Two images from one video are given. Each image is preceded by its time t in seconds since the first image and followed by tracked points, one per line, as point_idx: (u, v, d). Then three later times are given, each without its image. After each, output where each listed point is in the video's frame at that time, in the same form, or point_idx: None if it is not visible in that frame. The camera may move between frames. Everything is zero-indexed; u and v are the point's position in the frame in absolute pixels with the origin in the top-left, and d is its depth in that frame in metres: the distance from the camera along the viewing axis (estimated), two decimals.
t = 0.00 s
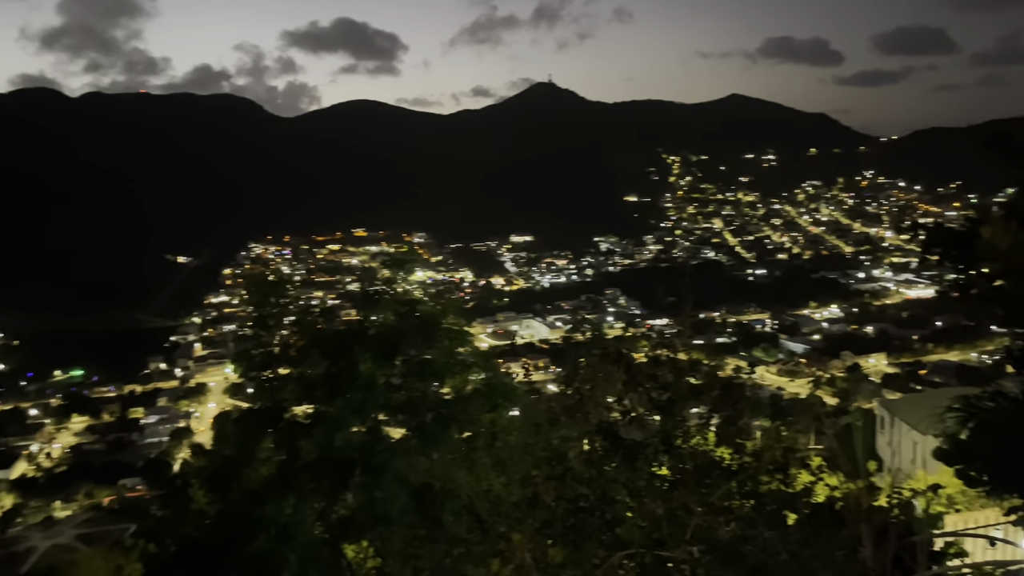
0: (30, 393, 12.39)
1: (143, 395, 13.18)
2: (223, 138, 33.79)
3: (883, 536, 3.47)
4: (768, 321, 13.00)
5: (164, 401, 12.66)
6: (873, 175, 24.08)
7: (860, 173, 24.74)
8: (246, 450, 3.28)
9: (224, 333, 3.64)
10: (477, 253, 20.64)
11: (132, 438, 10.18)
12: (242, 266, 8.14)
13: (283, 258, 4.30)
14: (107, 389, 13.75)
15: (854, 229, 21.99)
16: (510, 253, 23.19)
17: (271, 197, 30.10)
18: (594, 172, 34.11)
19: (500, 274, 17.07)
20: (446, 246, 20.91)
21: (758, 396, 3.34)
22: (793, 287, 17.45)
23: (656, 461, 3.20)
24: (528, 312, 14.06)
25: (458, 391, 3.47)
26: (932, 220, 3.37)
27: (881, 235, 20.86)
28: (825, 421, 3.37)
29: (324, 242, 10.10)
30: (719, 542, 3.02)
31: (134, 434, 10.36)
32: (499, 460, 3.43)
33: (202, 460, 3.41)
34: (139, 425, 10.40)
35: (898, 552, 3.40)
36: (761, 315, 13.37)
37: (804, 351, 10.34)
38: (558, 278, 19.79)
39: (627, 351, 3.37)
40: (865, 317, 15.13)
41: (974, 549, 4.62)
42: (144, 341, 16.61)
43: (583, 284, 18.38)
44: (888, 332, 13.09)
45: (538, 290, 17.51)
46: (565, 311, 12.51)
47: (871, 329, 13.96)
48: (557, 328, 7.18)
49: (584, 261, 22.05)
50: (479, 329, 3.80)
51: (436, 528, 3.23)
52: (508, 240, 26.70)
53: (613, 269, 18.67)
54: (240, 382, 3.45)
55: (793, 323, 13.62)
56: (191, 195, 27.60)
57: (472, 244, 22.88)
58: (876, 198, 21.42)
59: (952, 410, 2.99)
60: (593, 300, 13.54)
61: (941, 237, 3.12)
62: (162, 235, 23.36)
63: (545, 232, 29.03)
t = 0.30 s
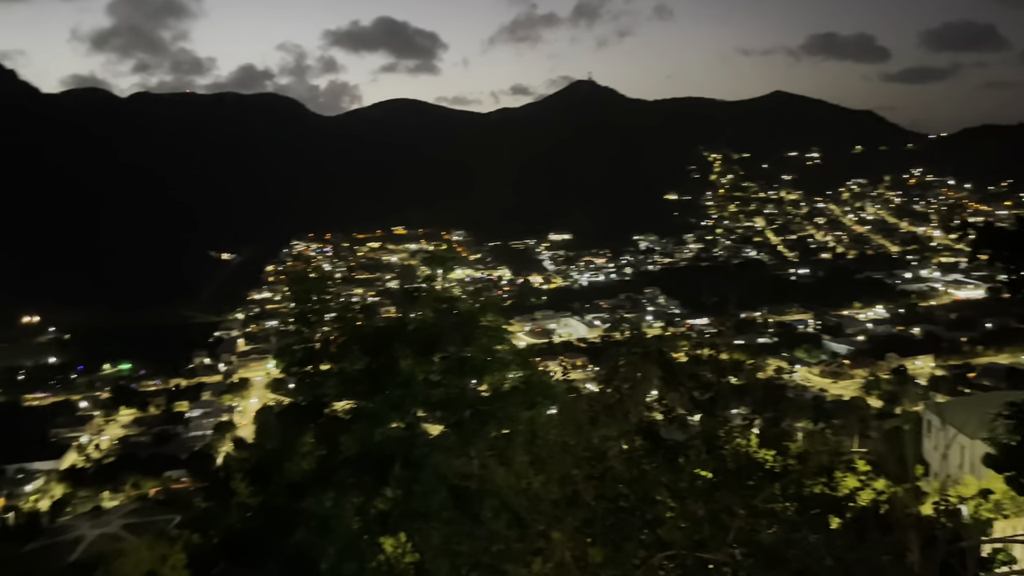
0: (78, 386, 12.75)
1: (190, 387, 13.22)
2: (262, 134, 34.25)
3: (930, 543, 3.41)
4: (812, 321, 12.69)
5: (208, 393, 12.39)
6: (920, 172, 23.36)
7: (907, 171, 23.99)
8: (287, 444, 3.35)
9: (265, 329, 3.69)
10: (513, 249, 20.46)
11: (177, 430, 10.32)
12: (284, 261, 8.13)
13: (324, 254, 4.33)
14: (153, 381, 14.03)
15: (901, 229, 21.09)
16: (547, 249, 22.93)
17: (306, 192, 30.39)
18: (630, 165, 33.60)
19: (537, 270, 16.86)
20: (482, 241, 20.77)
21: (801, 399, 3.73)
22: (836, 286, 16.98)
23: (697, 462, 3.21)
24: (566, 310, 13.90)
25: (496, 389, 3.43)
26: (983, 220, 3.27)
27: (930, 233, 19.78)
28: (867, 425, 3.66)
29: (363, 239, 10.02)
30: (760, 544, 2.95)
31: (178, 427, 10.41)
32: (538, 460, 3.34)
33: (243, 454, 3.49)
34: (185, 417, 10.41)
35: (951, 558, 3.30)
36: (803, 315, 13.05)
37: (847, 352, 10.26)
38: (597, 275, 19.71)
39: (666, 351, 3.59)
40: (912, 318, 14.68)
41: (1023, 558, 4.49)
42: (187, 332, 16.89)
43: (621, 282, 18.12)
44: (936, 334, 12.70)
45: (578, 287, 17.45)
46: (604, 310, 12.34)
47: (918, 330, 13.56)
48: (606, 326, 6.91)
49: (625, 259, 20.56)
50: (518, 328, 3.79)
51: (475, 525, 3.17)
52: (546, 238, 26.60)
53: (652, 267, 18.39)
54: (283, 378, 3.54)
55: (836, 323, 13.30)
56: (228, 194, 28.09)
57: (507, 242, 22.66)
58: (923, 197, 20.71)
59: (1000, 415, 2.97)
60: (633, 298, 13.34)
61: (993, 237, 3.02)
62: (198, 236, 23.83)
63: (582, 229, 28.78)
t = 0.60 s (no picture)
0: (128, 377, 13.28)
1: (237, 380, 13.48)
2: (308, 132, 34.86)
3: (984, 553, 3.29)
4: (860, 323, 12.36)
5: (253, 388, 12.47)
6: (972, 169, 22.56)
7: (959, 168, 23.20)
8: (329, 438, 3.39)
9: (309, 326, 3.76)
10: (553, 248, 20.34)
11: (223, 425, 10.50)
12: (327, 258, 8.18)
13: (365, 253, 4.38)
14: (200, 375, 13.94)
15: (953, 229, 20.86)
16: (587, 247, 22.55)
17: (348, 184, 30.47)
18: (671, 162, 33.17)
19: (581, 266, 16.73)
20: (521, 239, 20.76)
21: (840, 400, 3.96)
22: (884, 287, 16.54)
23: (741, 463, 3.28)
24: (607, 308, 13.79)
25: (536, 387, 3.38)
26: None
27: (982, 234, 19.38)
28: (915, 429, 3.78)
29: (405, 238, 10.04)
30: (808, 549, 3.08)
31: (224, 421, 10.59)
32: (579, 458, 3.29)
33: (287, 448, 3.54)
34: (231, 413, 10.71)
35: (998, 568, 3.26)
36: (849, 317, 12.78)
37: (895, 354, 10.23)
38: (640, 273, 19.63)
39: (705, 347, 3.73)
40: (964, 320, 14.17)
41: None
42: (232, 326, 17.26)
43: (663, 281, 17.89)
44: (992, 336, 12.25)
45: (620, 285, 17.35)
46: (646, 311, 12.20)
47: (972, 333, 13.08)
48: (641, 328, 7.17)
49: (665, 258, 21.06)
50: (557, 326, 3.77)
51: (513, 522, 3.15)
52: (586, 236, 26.54)
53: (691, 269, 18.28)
54: (324, 372, 3.56)
55: (885, 325, 12.94)
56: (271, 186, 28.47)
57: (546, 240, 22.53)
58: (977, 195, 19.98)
59: None
60: (675, 298, 13.14)
61: None
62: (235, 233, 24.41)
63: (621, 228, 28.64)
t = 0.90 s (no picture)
0: (178, 371, 13.62)
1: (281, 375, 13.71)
2: (346, 162, 36.32)
3: None
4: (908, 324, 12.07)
5: (296, 382, 12.66)
6: None
7: (1015, 165, 22.31)
8: (373, 434, 3.42)
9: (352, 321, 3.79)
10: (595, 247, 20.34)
11: (269, 419, 10.48)
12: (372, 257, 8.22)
13: (408, 250, 4.41)
14: (246, 369, 14.54)
15: (1008, 228, 20.50)
16: (630, 246, 23.01)
17: (385, 199, 31.32)
18: (714, 160, 32.84)
19: (624, 267, 16.69)
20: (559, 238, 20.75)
21: (898, 404, 3.72)
22: (935, 289, 16.09)
23: (792, 466, 3.26)
24: (650, 307, 13.69)
25: (578, 386, 3.38)
26: None
27: None
28: (972, 431, 3.53)
29: (449, 237, 10.04)
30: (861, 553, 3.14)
31: (269, 415, 10.74)
32: (623, 456, 3.25)
33: (330, 442, 3.59)
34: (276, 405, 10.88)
35: None
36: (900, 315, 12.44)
37: (948, 356, 10.16)
38: (684, 273, 19.79)
39: (755, 351, 3.59)
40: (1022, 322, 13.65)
41: None
42: (277, 328, 17.92)
43: (707, 280, 17.98)
44: None
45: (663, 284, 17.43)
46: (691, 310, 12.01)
47: None
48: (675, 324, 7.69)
49: (711, 257, 21.58)
50: (598, 324, 3.77)
51: (559, 520, 3.15)
52: (629, 235, 26.66)
53: (734, 268, 18.08)
54: (367, 369, 3.61)
55: (936, 325, 12.58)
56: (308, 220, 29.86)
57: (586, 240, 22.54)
58: None
59: None
60: (719, 298, 12.95)
61: None
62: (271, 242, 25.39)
63: (662, 227, 28.62)
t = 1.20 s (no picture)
0: (225, 367, 14.06)
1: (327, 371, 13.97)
2: (387, 165, 36.98)
3: None
4: (965, 326, 11.73)
5: (341, 378, 12.92)
6: None
7: None
8: (417, 430, 3.45)
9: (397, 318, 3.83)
10: (637, 252, 20.38)
11: (315, 415, 10.57)
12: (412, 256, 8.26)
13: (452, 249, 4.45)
14: (293, 365, 14.82)
15: None
16: (675, 246, 24.65)
17: (423, 207, 31.77)
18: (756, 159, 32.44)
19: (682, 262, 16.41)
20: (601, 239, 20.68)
21: (950, 407, 3.53)
22: (988, 294, 15.57)
23: (841, 468, 3.17)
24: (696, 309, 13.59)
25: (621, 385, 3.42)
26: None
27: None
28: None
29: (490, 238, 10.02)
30: (914, 559, 2.95)
31: (314, 410, 10.87)
32: (669, 454, 3.23)
33: (376, 436, 3.66)
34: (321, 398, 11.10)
35: None
36: (956, 320, 11.86)
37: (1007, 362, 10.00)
38: (728, 274, 20.36)
39: (803, 351, 3.47)
40: None
41: None
42: (324, 326, 18.38)
43: (755, 281, 18.42)
44: None
45: (705, 288, 18.08)
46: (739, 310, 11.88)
47: None
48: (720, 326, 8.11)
49: (756, 256, 22.58)
50: (642, 324, 3.73)
51: (602, 518, 3.19)
52: (675, 234, 26.99)
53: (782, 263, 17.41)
54: (412, 366, 3.67)
55: (994, 330, 12.18)
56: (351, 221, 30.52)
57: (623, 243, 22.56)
58: None
59: None
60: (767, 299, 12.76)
61: None
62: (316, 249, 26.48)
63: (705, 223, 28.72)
